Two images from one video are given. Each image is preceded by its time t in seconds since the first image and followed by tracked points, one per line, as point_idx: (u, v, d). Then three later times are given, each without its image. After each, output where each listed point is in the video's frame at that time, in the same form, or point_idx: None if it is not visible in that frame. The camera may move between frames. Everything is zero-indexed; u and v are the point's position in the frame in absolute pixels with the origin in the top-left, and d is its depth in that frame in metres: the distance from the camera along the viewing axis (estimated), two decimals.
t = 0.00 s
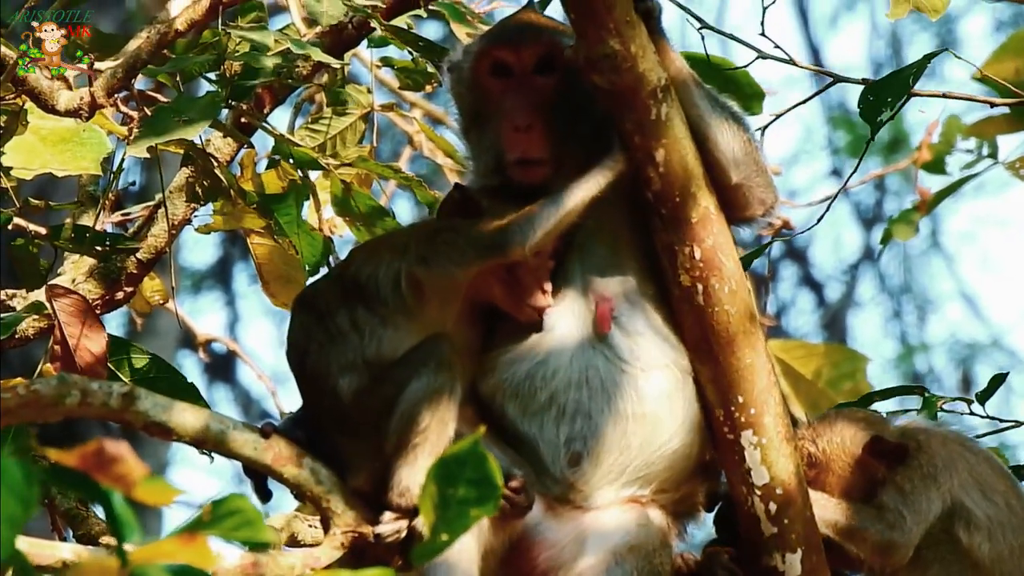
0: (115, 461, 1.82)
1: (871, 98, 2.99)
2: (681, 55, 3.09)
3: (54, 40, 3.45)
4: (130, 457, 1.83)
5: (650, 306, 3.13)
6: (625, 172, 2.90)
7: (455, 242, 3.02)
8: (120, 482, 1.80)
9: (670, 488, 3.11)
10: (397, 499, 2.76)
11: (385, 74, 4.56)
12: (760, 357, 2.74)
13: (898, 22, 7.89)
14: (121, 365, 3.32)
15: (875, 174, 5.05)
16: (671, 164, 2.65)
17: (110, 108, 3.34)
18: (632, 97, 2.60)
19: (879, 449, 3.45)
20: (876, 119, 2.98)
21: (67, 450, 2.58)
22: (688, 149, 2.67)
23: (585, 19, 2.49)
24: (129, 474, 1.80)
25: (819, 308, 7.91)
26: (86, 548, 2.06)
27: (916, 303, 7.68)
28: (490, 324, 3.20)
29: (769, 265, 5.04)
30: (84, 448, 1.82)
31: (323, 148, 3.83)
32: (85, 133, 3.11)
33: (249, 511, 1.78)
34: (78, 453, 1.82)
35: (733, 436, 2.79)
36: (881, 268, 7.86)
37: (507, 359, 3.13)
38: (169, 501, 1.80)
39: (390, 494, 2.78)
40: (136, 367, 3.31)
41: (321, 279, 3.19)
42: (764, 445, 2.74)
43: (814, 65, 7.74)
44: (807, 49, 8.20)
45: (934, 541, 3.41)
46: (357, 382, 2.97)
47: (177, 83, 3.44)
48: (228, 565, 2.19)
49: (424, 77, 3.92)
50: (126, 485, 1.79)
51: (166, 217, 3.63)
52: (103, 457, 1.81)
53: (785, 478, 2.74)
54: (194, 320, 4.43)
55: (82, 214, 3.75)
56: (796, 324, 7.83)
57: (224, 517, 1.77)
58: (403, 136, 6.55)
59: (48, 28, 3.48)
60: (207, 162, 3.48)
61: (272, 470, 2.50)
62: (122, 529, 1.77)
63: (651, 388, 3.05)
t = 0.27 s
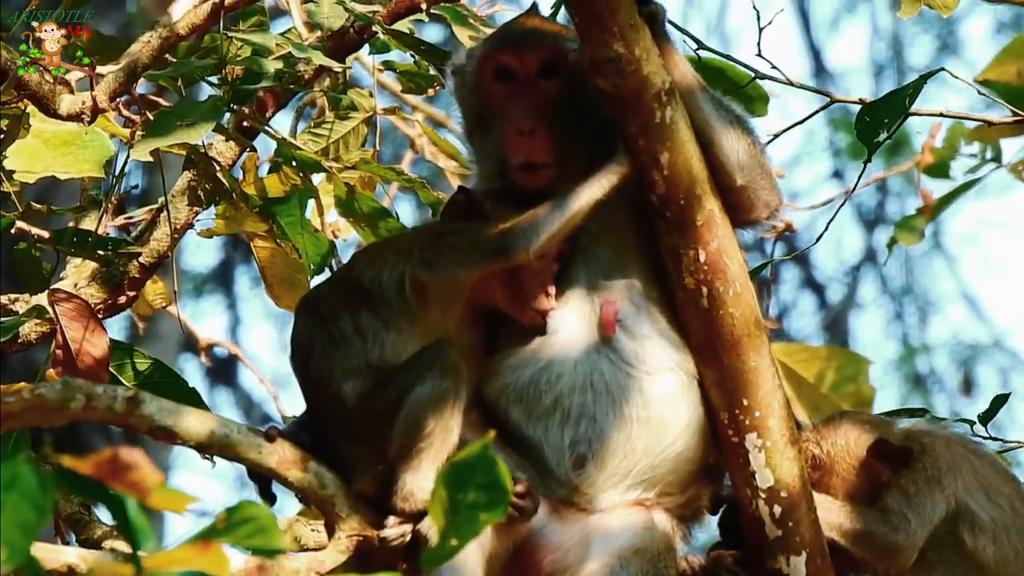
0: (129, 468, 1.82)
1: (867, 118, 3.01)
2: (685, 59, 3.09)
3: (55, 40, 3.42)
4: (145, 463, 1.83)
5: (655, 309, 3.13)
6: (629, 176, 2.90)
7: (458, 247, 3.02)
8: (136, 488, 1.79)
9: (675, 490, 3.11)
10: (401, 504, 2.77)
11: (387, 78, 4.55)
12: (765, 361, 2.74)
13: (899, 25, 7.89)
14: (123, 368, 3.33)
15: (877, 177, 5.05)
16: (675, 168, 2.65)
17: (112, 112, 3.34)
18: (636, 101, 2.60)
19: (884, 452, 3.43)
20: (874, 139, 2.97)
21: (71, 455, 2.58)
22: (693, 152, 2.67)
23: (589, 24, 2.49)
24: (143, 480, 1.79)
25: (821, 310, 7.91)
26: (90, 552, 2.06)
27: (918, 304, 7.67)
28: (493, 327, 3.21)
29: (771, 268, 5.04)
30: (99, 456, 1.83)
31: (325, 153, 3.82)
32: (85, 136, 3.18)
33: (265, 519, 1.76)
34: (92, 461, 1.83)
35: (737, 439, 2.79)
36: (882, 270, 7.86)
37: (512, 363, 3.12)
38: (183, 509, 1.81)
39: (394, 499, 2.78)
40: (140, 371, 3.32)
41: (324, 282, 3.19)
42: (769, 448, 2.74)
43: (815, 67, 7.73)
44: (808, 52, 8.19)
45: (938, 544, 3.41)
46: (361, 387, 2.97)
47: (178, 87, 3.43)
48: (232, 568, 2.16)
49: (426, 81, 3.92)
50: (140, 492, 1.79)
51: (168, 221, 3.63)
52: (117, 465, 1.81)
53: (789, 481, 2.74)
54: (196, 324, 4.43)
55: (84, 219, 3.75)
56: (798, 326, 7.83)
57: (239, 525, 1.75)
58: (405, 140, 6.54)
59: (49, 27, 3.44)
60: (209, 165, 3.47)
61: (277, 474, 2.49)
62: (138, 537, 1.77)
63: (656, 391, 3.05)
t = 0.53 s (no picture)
0: (143, 466, 1.83)
1: (871, 115, 3.00)
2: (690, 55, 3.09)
3: (55, 40, 3.45)
4: (159, 461, 1.84)
5: (661, 304, 3.13)
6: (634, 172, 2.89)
7: (463, 244, 3.01)
8: (150, 487, 1.80)
9: (680, 487, 3.10)
10: (405, 503, 2.78)
11: (390, 74, 4.55)
12: (770, 357, 2.73)
13: (902, 20, 7.87)
14: (125, 366, 3.33)
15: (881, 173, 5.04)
16: (681, 164, 2.65)
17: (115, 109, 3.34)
18: (641, 96, 2.59)
19: (889, 448, 3.43)
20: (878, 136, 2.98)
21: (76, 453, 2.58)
22: (698, 148, 2.67)
23: (595, 19, 2.48)
24: (158, 479, 1.80)
25: (824, 306, 7.90)
26: (94, 548, 2.06)
27: (922, 300, 7.67)
28: (498, 323, 3.21)
29: (774, 264, 5.03)
30: (112, 453, 1.83)
31: (329, 149, 3.82)
32: (88, 134, 3.20)
33: (278, 518, 1.74)
34: (106, 459, 1.82)
35: (742, 436, 2.78)
36: (885, 267, 7.85)
37: (519, 357, 3.12)
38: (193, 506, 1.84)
39: (399, 497, 2.78)
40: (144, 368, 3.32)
41: (329, 279, 3.18)
42: (774, 444, 2.73)
43: (818, 63, 7.72)
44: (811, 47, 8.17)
45: (943, 541, 3.42)
46: (366, 385, 2.97)
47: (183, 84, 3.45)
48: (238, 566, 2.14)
49: (430, 77, 3.91)
50: (155, 490, 1.80)
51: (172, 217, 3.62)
52: (132, 462, 1.82)
53: (795, 477, 2.74)
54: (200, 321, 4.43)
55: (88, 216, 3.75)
56: (801, 323, 7.82)
57: (252, 523, 1.74)
58: (407, 136, 6.54)
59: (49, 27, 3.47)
60: (213, 161, 3.46)
61: (283, 471, 2.48)
62: (153, 534, 1.76)
63: (662, 386, 3.05)
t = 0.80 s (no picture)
0: (150, 465, 1.81)
1: (872, 97, 3.01)
2: (695, 55, 3.10)
3: (54, 40, 3.47)
4: (166, 461, 1.82)
5: (665, 303, 3.12)
6: (639, 172, 2.89)
7: (468, 244, 3.02)
8: (157, 486, 1.79)
9: (682, 486, 3.12)
10: (409, 503, 2.75)
11: (394, 73, 4.55)
12: (773, 357, 2.73)
13: (905, 20, 7.87)
14: (128, 365, 3.34)
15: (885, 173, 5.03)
16: (686, 163, 2.65)
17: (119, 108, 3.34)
18: (646, 95, 2.59)
19: (892, 448, 3.44)
20: (879, 119, 2.98)
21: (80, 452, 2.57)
22: (703, 147, 2.67)
23: (600, 18, 2.48)
24: (165, 478, 1.80)
25: (827, 307, 7.89)
26: (99, 548, 2.02)
27: (925, 300, 7.66)
28: (502, 324, 3.22)
29: (777, 265, 5.02)
30: (119, 452, 1.80)
31: (333, 148, 3.82)
32: (93, 132, 3.16)
33: (285, 517, 1.73)
34: (113, 459, 1.80)
35: (746, 436, 2.77)
36: (888, 267, 7.84)
37: (524, 356, 3.11)
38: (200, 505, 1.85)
39: (402, 497, 2.77)
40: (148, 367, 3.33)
41: (333, 278, 3.18)
42: (778, 444, 2.72)
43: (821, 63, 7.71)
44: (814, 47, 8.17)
45: (947, 541, 3.41)
46: (370, 385, 2.96)
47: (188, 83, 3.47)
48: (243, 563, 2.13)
49: (434, 76, 3.90)
50: (162, 489, 1.79)
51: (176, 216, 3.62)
52: (140, 462, 1.80)
53: (799, 476, 2.73)
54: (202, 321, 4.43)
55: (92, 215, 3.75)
56: (804, 323, 7.81)
57: (259, 522, 1.73)
58: (410, 136, 6.54)
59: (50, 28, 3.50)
60: (217, 160, 3.46)
61: (288, 471, 2.47)
62: (158, 535, 1.77)
63: (666, 386, 3.05)
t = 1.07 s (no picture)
0: (142, 463, 1.83)
1: (873, 94, 3.00)
2: (694, 50, 3.09)
3: (54, 39, 3.48)
4: (158, 459, 1.85)
5: (665, 300, 3.13)
6: (639, 168, 2.89)
7: (469, 240, 3.02)
8: (151, 484, 1.81)
9: (683, 482, 3.12)
10: (410, 499, 2.76)
11: (395, 69, 4.55)
12: (773, 353, 2.73)
13: (906, 15, 7.86)
14: (129, 362, 3.34)
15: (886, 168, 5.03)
16: (686, 159, 2.65)
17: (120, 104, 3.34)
18: (647, 92, 2.59)
19: (892, 444, 3.45)
20: (881, 116, 2.96)
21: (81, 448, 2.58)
22: (703, 143, 2.67)
23: (601, 15, 2.48)
24: (159, 475, 1.81)
25: (828, 302, 7.89)
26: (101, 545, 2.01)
27: (925, 296, 7.66)
28: (505, 321, 3.22)
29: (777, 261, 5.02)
30: (112, 449, 1.83)
31: (334, 145, 3.82)
32: (92, 131, 3.22)
33: (280, 513, 1.73)
34: (105, 456, 1.82)
35: (746, 432, 2.77)
36: (888, 262, 7.84)
37: (524, 353, 3.12)
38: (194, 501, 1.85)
39: (403, 493, 2.77)
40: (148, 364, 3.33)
41: (334, 274, 3.18)
42: (779, 440, 2.72)
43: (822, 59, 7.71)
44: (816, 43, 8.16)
45: (947, 536, 3.41)
46: (371, 381, 2.96)
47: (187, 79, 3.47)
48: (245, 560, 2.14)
49: (435, 73, 3.91)
50: (156, 486, 1.80)
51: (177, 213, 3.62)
52: (132, 459, 1.82)
53: (800, 472, 2.73)
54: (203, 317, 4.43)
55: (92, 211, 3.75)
56: (804, 319, 7.82)
57: (255, 518, 1.73)
58: (411, 132, 6.53)
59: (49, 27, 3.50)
60: (218, 157, 3.49)
61: (287, 466, 2.47)
62: (154, 530, 1.73)
63: (666, 383, 3.05)
